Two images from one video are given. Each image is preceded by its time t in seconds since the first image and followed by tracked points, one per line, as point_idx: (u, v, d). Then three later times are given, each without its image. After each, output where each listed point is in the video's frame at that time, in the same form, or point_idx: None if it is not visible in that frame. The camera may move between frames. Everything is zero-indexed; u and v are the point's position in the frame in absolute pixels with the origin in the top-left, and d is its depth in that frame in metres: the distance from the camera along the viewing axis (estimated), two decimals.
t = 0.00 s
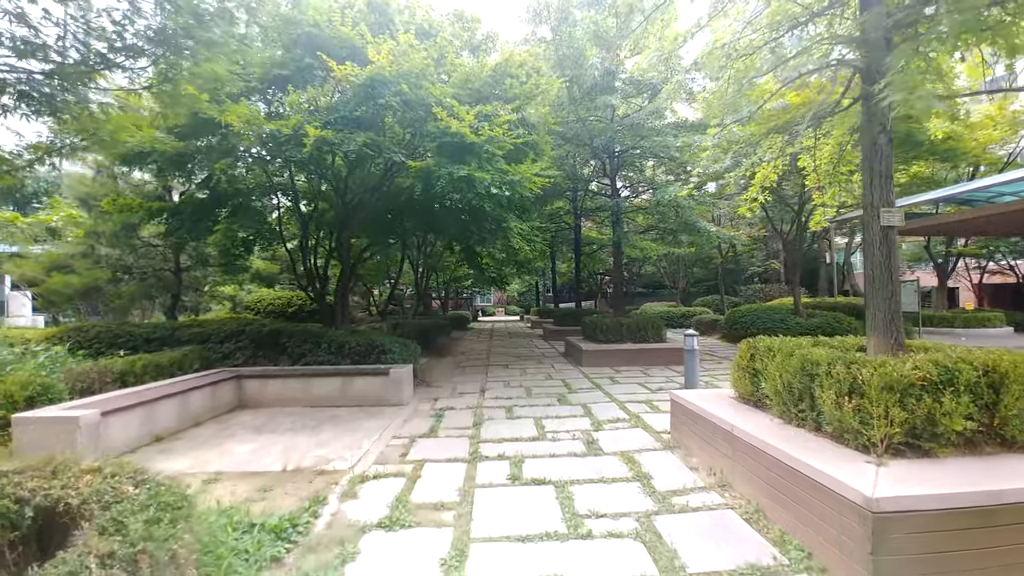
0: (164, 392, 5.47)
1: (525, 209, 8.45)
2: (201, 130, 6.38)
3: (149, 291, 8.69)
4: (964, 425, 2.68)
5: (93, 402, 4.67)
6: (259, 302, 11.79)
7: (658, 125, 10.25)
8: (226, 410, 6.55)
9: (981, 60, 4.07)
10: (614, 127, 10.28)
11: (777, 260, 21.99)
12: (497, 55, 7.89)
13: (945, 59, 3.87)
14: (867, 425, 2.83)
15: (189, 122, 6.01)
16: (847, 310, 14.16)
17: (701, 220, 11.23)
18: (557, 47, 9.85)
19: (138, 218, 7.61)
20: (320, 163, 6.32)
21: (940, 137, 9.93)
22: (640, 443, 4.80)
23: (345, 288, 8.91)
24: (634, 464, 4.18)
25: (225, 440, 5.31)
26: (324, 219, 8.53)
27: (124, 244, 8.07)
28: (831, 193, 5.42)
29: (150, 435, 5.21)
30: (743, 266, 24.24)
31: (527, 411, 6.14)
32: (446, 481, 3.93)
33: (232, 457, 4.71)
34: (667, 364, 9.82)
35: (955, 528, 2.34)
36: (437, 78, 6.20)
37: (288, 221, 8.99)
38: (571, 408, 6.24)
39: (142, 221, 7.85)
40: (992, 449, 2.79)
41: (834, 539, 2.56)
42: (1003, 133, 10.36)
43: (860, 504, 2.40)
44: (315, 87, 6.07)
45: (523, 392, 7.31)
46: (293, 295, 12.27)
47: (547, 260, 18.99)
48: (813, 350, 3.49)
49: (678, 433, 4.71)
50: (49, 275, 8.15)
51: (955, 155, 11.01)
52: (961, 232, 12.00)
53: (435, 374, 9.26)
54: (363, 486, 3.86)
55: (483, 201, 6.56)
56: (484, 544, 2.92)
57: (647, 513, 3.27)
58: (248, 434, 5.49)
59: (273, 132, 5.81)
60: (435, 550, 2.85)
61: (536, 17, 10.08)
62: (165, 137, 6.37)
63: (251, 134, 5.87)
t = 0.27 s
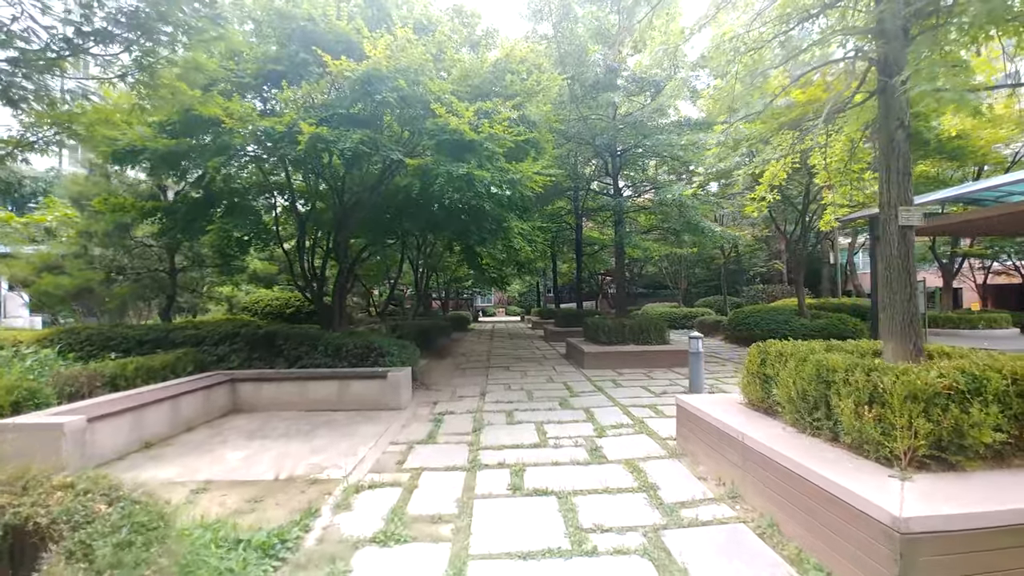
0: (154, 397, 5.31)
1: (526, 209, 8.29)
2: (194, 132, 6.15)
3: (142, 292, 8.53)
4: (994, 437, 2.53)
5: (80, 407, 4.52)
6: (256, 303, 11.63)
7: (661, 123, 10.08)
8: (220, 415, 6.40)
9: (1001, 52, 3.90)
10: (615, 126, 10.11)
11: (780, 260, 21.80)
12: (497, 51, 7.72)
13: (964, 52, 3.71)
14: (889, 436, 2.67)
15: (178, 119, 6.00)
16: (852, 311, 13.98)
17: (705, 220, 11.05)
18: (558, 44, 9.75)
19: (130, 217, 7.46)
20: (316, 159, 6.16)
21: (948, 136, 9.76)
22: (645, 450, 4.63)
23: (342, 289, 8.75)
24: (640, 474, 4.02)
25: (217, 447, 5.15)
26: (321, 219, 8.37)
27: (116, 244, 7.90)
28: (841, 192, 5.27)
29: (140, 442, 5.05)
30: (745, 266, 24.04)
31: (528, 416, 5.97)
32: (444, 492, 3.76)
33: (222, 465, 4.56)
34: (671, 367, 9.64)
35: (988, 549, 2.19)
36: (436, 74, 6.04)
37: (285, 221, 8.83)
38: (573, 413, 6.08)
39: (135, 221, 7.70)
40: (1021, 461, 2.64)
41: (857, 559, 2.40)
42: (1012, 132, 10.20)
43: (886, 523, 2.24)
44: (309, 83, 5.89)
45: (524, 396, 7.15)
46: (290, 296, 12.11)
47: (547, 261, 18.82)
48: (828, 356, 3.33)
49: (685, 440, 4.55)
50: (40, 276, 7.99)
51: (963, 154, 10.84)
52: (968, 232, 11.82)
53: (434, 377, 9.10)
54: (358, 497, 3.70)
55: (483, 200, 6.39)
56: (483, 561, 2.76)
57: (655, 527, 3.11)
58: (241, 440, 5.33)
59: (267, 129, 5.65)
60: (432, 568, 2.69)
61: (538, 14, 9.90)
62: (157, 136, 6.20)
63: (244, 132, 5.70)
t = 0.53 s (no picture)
0: (148, 400, 5.19)
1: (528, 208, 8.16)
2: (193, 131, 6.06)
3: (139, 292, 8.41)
4: None
5: (69, 411, 4.39)
6: (255, 304, 11.52)
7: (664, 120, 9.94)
8: (216, 417, 6.28)
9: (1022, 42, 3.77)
10: (618, 123, 9.97)
11: (784, 260, 21.65)
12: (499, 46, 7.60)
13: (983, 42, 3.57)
14: (912, 444, 2.54)
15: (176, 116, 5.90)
16: (858, 311, 13.82)
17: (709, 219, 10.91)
18: (560, 41, 9.69)
19: (126, 217, 7.35)
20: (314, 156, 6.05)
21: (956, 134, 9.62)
22: (652, 455, 4.50)
23: (342, 289, 8.62)
24: (646, 481, 3.88)
25: (212, 451, 5.02)
26: (320, 218, 8.26)
27: (111, 244, 7.75)
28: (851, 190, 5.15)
29: (133, 446, 4.93)
30: (748, 267, 23.88)
31: (530, 419, 5.84)
32: (443, 499, 3.63)
33: (217, 470, 4.43)
34: (674, 368, 9.51)
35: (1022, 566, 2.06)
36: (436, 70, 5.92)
37: (283, 220, 8.71)
38: (576, 415, 5.95)
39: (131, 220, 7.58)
40: None
41: None
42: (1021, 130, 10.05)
43: (914, 539, 2.10)
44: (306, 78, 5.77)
45: (526, 398, 7.02)
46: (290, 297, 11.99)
47: (549, 261, 18.68)
48: (845, 359, 3.19)
49: (692, 445, 4.42)
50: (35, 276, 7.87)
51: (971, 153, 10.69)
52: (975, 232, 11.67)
53: (434, 378, 8.97)
54: (355, 504, 3.57)
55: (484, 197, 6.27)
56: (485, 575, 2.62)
57: (664, 538, 2.97)
58: (237, 444, 5.21)
59: (263, 125, 5.53)
60: None
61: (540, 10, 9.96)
62: (152, 133, 6.09)
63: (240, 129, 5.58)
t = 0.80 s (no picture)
0: (142, 403, 5.07)
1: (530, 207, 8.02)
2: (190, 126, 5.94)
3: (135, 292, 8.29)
4: None
5: (59, 414, 4.27)
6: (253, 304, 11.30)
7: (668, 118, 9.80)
8: (213, 420, 6.15)
9: None
10: (621, 121, 9.83)
11: (787, 260, 21.48)
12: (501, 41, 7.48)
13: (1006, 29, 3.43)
14: (941, 452, 2.40)
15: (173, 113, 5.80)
16: (864, 311, 13.66)
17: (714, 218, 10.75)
18: (563, 37, 9.58)
19: (122, 216, 7.22)
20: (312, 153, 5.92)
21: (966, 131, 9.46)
22: (660, 460, 4.35)
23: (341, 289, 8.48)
24: (655, 487, 3.74)
25: (208, 455, 4.89)
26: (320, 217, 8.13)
27: (107, 243, 7.63)
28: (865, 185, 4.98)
29: (126, 450, 4.81)
30: (751, 266, 23.70)
31: (534, 422, 5.70)
32: (444, 507, 3.49)
33: (211, 475, 4.30)
34: (679, 369, 9.36)
35: None
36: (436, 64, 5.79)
37: (282, 219, 8.58)
38: (580, 418, 5.81)
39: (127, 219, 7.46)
40: None
41: None
42: None
43: (947, 555, 1.98)
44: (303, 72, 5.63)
45: (529, 400, 6.88)
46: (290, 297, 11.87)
47: (551, 260, 18.53)
48: (865, 361, 3.05)
49: (701, 450, 4.28)
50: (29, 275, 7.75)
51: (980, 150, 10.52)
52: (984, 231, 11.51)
53: (435, 380, 8.83)
54: (352, 512, 3.43)
55: (485, 195, 6.13)
56: None
57: (676, 550, 2.83)
58: (233, 447, 5.08)
59: (259, 121, 5.40)
60: None
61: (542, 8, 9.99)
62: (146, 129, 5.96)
63: (236, 125, 5.45)
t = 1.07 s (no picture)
0: (133, 408, 4.91)
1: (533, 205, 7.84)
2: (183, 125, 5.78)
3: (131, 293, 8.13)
4: None
5: (45, 421, 4.10)
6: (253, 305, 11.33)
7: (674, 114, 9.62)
8: (209, 424, 5.99)
9: None
10: (626, 117, 9.66)
11: (791, 259, 21.29)
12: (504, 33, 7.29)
13: None
14: (982, 468, 2.23)
15: (166, 111, 5.63)
16: (870, 312, 13.48)
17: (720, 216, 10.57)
18: (567, 31, 9.42)
19: (116, 214, 7.06)
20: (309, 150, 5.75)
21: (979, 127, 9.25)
22: (670, 468, 4.18)
23: (340, 289, 8.31)
24: (667, 498, 3.57)
25: (201, 462, 4.72)
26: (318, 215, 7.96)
27: (100, 242, 7.47)
28: (882, 182, 4.80)
29: (115, 457, 4.64)
30: (755, 266, 23.51)
31: (538, 427, 5.53)
32: (446, 520, 3.32)
33: (204, 484, 4.14)
34: (685, 371, 9.19)
35: None
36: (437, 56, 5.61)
37: (280, 218, 8.42)
38: (586, 423, 5.64)
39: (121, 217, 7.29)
40: None
41: None
42: None
43: None
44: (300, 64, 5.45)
45: (532, 403, 6.70)
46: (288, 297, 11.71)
47: (553, 260, 18.36)
48: (892, 367, 2.88)
49: (713, 458, 4.11)
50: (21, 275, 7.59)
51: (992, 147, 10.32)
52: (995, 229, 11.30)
53: (437, 381, 8.67)
54: (349, 526, 3.26)
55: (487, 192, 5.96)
56: None
57: (692, 569, 2.66)
58: (227, 454, 4.91)
59: (254, 116, 5.22)
60: None
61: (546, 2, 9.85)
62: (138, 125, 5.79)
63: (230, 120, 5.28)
